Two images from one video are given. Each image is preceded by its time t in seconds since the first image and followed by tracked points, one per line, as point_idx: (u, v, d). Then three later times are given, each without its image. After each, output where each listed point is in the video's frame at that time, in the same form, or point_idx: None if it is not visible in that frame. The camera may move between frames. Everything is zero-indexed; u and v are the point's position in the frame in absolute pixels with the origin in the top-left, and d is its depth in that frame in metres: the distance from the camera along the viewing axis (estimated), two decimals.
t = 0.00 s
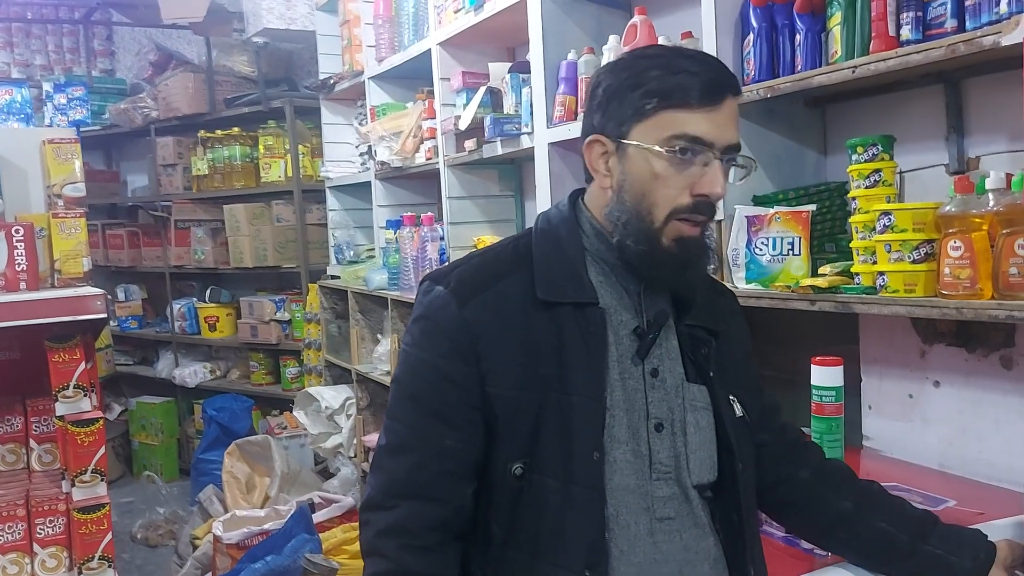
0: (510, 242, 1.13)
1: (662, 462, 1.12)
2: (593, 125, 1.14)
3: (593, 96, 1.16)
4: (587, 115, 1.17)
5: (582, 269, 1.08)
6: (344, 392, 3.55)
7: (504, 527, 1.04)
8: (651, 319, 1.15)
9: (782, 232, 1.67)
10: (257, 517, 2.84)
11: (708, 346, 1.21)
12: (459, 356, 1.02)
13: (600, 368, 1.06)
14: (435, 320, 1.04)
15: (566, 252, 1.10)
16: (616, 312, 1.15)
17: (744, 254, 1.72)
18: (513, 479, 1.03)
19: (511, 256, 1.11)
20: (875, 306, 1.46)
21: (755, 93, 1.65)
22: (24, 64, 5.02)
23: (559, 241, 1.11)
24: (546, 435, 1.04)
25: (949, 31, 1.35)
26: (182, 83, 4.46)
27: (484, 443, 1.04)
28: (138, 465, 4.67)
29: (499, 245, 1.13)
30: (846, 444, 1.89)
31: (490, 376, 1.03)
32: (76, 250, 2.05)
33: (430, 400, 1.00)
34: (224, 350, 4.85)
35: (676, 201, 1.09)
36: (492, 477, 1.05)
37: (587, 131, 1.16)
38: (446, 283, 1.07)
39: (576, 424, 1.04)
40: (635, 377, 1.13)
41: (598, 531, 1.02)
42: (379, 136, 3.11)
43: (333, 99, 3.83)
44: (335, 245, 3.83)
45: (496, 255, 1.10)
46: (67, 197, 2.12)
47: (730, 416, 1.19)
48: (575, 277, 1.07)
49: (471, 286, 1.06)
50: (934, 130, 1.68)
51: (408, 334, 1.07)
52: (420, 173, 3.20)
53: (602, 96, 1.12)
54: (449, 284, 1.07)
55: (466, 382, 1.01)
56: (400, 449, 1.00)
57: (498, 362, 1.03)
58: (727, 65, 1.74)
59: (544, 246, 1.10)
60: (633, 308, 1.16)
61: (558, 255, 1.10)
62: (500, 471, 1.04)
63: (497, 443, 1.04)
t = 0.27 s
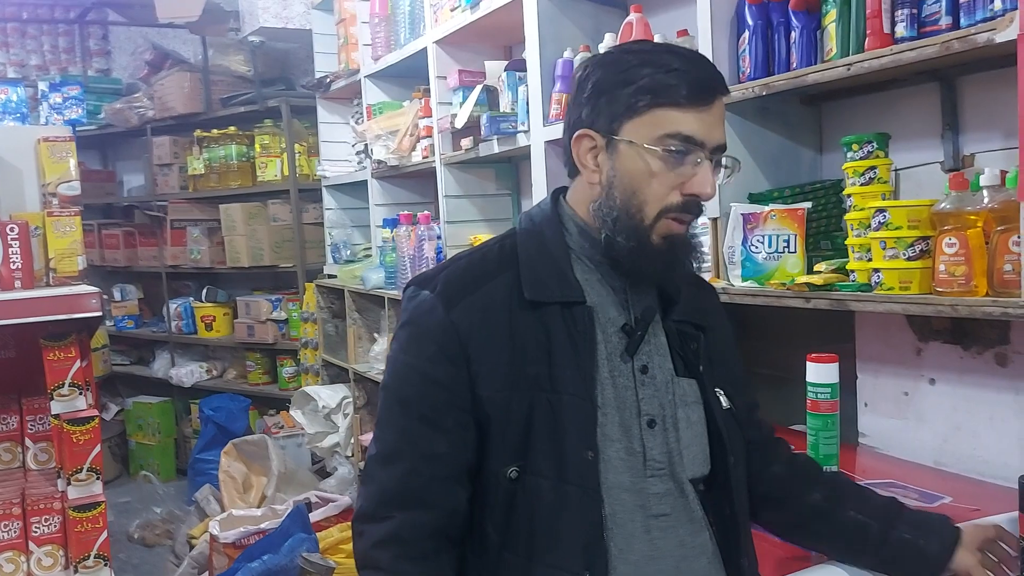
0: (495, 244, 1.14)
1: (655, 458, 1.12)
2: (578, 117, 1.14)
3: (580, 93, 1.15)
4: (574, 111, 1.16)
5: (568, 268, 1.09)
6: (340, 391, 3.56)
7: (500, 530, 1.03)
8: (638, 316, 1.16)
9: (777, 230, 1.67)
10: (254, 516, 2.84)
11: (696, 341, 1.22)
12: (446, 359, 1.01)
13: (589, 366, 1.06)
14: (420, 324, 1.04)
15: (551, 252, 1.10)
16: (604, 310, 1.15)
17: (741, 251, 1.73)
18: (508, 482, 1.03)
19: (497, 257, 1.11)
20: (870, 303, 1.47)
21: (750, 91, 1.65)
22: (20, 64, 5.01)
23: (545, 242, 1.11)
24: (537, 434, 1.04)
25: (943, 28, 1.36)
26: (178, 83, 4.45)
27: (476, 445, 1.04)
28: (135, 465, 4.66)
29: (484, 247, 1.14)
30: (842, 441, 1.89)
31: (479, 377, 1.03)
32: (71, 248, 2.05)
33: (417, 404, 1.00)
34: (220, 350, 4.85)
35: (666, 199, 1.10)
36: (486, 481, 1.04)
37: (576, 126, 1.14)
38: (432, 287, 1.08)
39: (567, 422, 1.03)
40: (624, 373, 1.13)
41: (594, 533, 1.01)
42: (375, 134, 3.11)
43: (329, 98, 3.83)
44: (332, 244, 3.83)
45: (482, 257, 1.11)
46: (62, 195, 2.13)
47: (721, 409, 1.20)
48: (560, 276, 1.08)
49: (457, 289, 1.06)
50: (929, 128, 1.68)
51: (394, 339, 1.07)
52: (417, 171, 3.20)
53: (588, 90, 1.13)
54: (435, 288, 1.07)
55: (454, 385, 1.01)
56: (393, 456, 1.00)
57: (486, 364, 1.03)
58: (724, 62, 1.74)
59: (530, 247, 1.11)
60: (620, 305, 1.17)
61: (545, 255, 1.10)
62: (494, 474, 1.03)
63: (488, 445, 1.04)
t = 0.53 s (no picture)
0: (492, 246, 1.11)
1: (656, 455, 1.13)
2: (621, 135, 1.08)
3: (611, 98, 1.08)
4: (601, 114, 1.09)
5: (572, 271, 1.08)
6: (337, 392, 3.56)
7: (512, 538, 1.04)
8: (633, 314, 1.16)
9: (773, 229, 1.67)
10: (252, 516, 2.84)
11: (683, 336, 1.24)
12: (454, 368, 1.00)
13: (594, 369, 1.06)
14: (425, 332, 1.02)
15: (553, 254, 1.09)
16: (600, 310, 1.13)
17: (736, 250, 1.74)
18: (520, 490, 1.03)
19: (495, 261, 1.09)
20: (865, 301, 1.47)
21: (745, 91, 1.66)
22: (17, 64, 5.00)
23: (545, 244, 1.10)
24: (547, 440, 1.03)
25: (938, 27, 1.36)
26: (175, 83, 4.45)
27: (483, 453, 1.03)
28: (133, 465, 4.66)
29: (479, 249, 1.11)
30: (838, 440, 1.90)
31: (487, 384, 1.02)
32: (69, 249, 2.05)
33: (426, 414, 0.99)
34: (218, 350, 4.85)
35: (697, 223, 1.17)
36: (494, 492, 1.04)
37: (619, 139, 1.08)
38: (432, 294, 1.05)
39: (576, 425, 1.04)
40: (623, 373, 1.13)
41: (608, 536, 1.04)
42: (372, 135, 3.11)
43: (326, 98, 3.84)
44: (329, 244, 3.83)
45: (480, 260, 1.09)
46: (59, 196, 2.12)
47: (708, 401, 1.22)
48: (564, 278, 1.07)
49: (460, 295, 1.04)
50: (925, 126, 1.68)
51: (393, 348, 1.04)
52: (414, 171, 3.20)
53: (632, 108, 1.07)
54: (436, 294, 1.05)
55: (462, 393, 1.00)
56: (397, 474, 0.99)
57: (493, 370, 1.02)
58: (719, 61, 1.75)
59: (530, 250, 1.09)
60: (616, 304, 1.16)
61: (547, 258, 1.09)
62: (505, 481, 1.03)
63: (494, 451, 1.03)
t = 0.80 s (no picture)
0: (493, 242, 1.12)
1: (651, 448, 1.15)
2: (617, 133, 1.09)
3: (609, 96, 1.09)
4: (600, 113, 1.10)
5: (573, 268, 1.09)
6: (333, 390, 3.50)
7: (522, 536, 1.05)
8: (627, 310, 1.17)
9: (764, 227, 1.69)
10: (248, 514, 2.85)
11: (671, 330, 1.25)
12: (466, 366, 1.01)
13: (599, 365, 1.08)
14: (437, 330, 1.02)
15: (555, 252, 1.10)
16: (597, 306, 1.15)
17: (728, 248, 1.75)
18: (532, 486, 1.04)
19: (497, 258, 1.09)
20: (856, 298, 1.49)
21: (737, 89, 1.67)
22: (10, 65, 4.99)
23: (546, 241, 1.11)
24: (560, 437, 1.05)
25: (927, 26, 1.38)
26: (169, 83, 4.44)
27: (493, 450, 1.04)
28: (128, 465, 4.66)
29: (480, 246, 1.11)
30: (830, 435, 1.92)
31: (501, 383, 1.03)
32: (65, 248, 2.06)
33: (439, 415, 1.00)
34: (213, 349, 4.85)
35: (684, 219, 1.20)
36: (503, 491, 1.05)
37: (615, 137, 1.09)
38: (439, 291, 1.05)
39: (587, 422, 1.05)
40: (619, 367, 1.14)
41: (616, 530, 1.06)
42: (366, 134, 3.12)
43: (320, 98, 3.84)
44: (323, 243, 3.84)
45: (483, 257, 1.09)
46: (56, 196, 2.13)
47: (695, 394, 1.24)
48: (568, 276, 1.09)
49: (470, 292, 1.05)
50: (914, 124, 1.70)
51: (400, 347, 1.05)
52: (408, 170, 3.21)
53: (627, 107, 1.09)
54: (443, 292, 1.05)
55: (475, 391, 1.01)
56: (408, 474, 1.00)
57: (506, 368, 1.03)
58: (711, 61, 1.77)
59: (532, 247, 1.10)
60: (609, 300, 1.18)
61: (550, 255, 1.10)
62: (518, 479, 1.04)
63: (505, 449, 1.04)
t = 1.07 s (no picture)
0: (469, 244, 1.14)
1: (626, 440, 1.18)
2: (585, 133, 1.12)
3: (574, 99, 1.12)
4: (567, 115, 1.13)
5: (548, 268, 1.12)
6: (324, 389, 3.55)
7: (502, 529, 1.08)
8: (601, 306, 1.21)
9: (746, 225, 1.72)
10: (240, 512, 2.88)
11: (643, 325, 1.29)
12: (443, 367, 1.04)
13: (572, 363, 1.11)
14: (414, 332, 1.05)
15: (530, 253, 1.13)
16: (572, 304, 1.18)
17: (711, 246, 1.78)
18: (507, 481, 1.07)
19: (473, 260, 1.12)
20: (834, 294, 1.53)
21: (719, 91, 1.71)
22: None
23: (521, 242, 1.14)
24: (535, 433, 1.08)
25: (901, 28, 1.42)
26: (159, 84, 4.48)
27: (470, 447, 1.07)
28: (120, 465, 4.67)
29: (457, 248, 1.14)
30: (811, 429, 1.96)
31: (477, 382, 1.06)
32: (58, 248, 2.08)
33: (418, 415, 1.03)
34: (204, 349, 4.87)
35: (657, 212, 1.23)
36: (482, 486, 1.08)
37: (584, 137, 1.13)
38: (415, 294, 1.08)
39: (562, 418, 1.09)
40: (593, 363, 1.17)
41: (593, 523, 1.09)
42: (355, 134, 3.15)
43: (310, 98, 3.86)
44: (314, 243, 3.86)
45: (459, 259, 1.12)
46: (48, 197, 2.15)
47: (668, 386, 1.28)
48: (542, 276, 1.12)
49: (446, 295, 1.08)
50: (891, 124, 1.75)
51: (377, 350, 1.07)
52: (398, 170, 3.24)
53: (594, 108, 1.12)
54: (419, 295, 1.07)
55: (452, 391, 1.04)
56: (388, 474, 1.03)
57: (483, 367, 1.06)
58: (693, 62, 1.81)
59: (507, 248, 1.13)
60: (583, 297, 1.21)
61: (525, 256, 1.13)
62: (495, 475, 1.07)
63: (483, 445, 1.08)
